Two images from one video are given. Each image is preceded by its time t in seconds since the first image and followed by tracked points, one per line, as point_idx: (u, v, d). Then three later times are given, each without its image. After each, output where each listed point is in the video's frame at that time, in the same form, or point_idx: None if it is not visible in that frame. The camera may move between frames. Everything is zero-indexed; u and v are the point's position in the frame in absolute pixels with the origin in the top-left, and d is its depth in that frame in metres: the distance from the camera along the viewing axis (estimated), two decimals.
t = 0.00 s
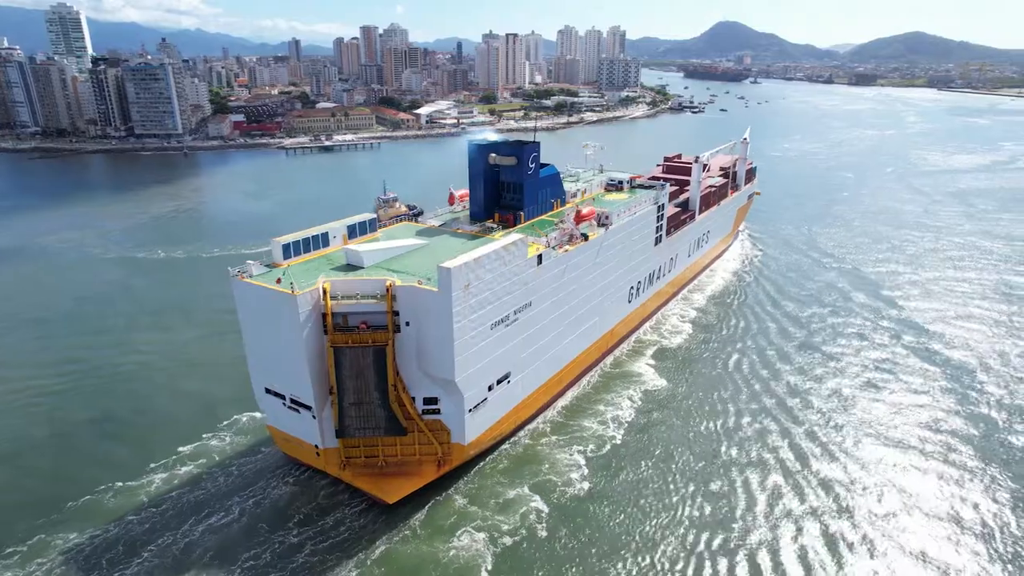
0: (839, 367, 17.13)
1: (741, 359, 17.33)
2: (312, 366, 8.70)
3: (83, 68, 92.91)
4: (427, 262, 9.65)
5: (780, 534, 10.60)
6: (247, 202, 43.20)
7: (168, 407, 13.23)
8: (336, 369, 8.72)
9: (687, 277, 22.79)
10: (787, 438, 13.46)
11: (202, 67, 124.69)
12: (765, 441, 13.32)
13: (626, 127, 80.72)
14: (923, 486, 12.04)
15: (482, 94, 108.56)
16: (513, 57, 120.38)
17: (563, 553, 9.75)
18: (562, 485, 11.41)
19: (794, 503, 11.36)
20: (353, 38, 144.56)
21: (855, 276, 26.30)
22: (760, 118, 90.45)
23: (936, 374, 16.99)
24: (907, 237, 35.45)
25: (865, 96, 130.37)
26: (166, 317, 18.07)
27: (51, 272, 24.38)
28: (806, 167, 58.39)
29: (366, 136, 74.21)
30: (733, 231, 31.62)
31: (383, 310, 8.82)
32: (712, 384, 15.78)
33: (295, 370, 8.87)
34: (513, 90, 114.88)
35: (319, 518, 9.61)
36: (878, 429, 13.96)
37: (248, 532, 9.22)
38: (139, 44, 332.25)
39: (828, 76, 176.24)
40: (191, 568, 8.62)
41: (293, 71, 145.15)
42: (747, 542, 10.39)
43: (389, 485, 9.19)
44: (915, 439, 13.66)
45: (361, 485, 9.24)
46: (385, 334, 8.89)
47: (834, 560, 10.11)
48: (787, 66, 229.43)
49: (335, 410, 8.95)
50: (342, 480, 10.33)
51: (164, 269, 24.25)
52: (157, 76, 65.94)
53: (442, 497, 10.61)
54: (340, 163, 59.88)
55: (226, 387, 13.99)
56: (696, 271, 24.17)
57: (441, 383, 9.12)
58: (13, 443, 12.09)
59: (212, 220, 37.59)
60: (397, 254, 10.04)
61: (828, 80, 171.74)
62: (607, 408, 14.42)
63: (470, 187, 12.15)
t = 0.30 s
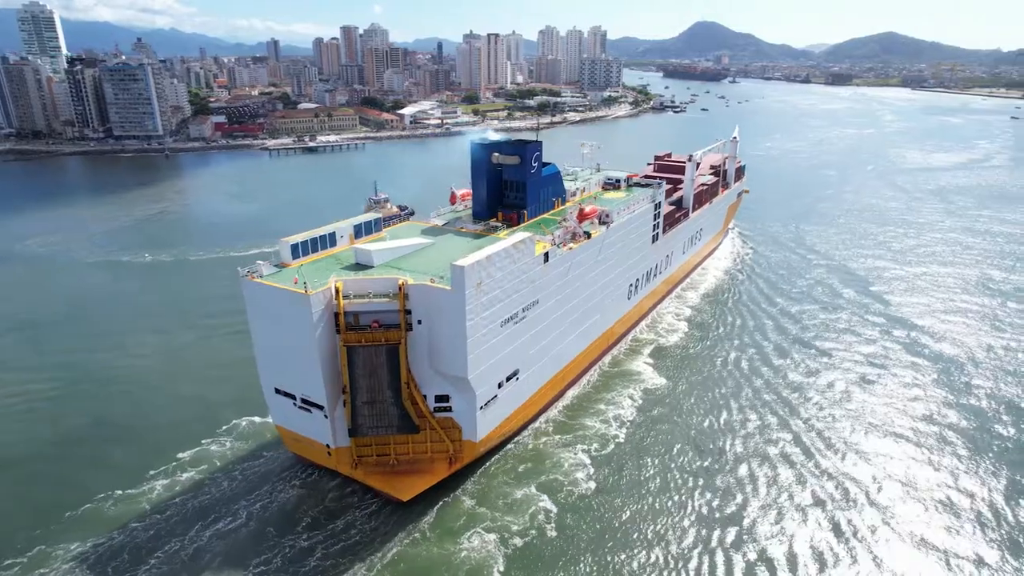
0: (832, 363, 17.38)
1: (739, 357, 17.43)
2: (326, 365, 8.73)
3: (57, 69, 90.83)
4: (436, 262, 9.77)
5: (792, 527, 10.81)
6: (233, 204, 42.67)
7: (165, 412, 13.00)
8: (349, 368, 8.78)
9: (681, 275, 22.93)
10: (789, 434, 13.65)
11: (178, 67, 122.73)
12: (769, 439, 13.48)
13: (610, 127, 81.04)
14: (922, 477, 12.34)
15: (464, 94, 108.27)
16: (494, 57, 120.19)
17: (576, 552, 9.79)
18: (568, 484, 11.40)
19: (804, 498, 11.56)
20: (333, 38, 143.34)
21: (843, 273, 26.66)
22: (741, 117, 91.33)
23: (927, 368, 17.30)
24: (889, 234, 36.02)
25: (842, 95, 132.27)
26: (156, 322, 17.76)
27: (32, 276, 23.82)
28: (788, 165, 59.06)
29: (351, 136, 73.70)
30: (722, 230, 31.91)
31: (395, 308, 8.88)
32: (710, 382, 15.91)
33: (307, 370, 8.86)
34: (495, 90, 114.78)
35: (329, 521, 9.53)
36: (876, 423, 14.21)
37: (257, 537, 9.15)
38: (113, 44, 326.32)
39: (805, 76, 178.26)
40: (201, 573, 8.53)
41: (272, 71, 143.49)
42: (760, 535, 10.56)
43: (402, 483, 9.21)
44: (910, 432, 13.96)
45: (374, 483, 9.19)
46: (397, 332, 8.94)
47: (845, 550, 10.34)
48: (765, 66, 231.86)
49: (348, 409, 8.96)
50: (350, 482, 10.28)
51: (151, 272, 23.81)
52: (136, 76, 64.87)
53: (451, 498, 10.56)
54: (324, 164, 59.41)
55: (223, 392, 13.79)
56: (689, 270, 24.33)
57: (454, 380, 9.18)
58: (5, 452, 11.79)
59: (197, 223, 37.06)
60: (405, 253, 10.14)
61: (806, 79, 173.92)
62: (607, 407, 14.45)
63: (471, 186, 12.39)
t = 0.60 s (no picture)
0: (826, 357, 17.64)
1: (737, 355, 17.55)
2: (338, 364, 8.80)
3: (29, 69, 88.70)
4: (444, 260, 9.90)
5: (799, 520, 10.96)
6: (217, 206, 42.06)
7: (162, 419, 12.79)
8: (361, 367, 8.92)
9: (674, 273, 23.12)
10: (789, 429, 13.85)
11: (154, 67, 120.74)
12: (769, 433, 13.64)
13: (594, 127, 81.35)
14: (922, 467, 12.62)
15: (446, 94, 107.85)
16: (476, 57, 119.99)
17: (589, 548, 9.87)
18: (575, 483, 11.42)
19: (808, 490, 11.77)
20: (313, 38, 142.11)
21: (830, 270, 27.01)
22: (723, 117, 92.27)
23: (917, 362, 17.61)
24: (871, 230, 36.62)
25: (819, 94, 134.15)
26: (148, 327, 17.45)
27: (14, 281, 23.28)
28: (771, 164, 59.75)
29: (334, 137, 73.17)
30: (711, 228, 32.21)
31: (407, 307, 8.97)
32: (707, 378, 16.05)
33: (318, 369, 8.92)
34: (478, 90, 114.68)
35: (337, 525, 9.47)
36: (873, 416, 14.47)
37: (266, 541, 9.10)
38: (86, 43, 320.13)
39: (783, 75, 180.27)
40: None
41: (251, 72, 141.83)
42: (767, 529, 10.68)
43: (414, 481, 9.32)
44: (906, 424, 14.24)
45: (386, 481, 9.35)
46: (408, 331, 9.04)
47: (854, 540, 10.52)
48: (743, 66, 234.18)
49: (359, 408, 9.10)
50: (358, 485, 10.27)
51: (138, 276, 23.42)
52: (115, 77, 63.77)
53: (457, 499, 10.50)
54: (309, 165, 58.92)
55: (223, 396, 13.64)
56: (681, 268, 24.53)
57: (464, 377, 9.33)
58: None
59: (181, 225, 36.53)
60: (412, 252, 10.26)
61: (783, 79, 175.90)
62: (608, 406, 14.50)
63: (473, 184, 12.61)
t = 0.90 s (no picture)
0: (821, 353, 17.84)
1: (735, 352, 17.66)
2: (350, 364, 8.95)
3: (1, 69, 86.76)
4: (452, 259, 10.09)
5: (803, 512, 11.11)
6: (202, 209, 41.48)
7: (160, 424, 12.58)
8: (374, 365, 9.16)
9: (667, 272, 23.26)
10: (790, 423, 13.98)
11: (130, 67, 118.56)
12: (770, 429, 13.73)
13: (578, 126, 81.53)
14: (923, 460, 12.79)
15: (429, 95, 107.40)
16: (458, 57, 119.64)
17: (602, 544, 9.93)
18: (581, 482, 11.42)
19: (811, 483, 11.95)
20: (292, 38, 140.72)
21: (819, 268, 27.32)
22: (705, 116, 92.97)
23: (912, 358, 17.81)
24: (855, 228, 37.10)
25: (798, 93, 135.70)
26: (140, 330, 17.16)
27: None
28: (754, 162, 60.30)
29: (318, 138, 72.59)
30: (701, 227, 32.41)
31: (418, 305, 9.15)
32: (707, 376, 16.13)
33: (330, 368, 9.05)
34: (461, 91, 114.35)
35: (347, 528, 9.39)
36: (870, 410, 14.67)
37: (277, 545, 9.03)
38: (58, 43, 313.80)
39: (762, 75, 182.20)
40: None
41: (229, 72, 140.01)
42: (774, 524, 10.76)
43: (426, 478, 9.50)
44: (903, 417, 14.42)
45: (399, 479, 9.50)
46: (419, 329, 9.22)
47: (863, 536, 10.60)
48: (723, 66, 236.21)
49: (372, 407, 9.31)
50: (366, 487, 10.21)
51: (125, 279, 23.01)
52: (93, 77, 62.65)
53: (466, 501, 10.45)
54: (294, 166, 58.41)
55: (221, 400, 13.47)
56: (674, 266, 24.68)
57: (475, 374, 9.53)
58: None
59: (165, 228, 36.00)
60: (420, 251, 10.42)
61: (762, 79, 177.83)
62: (610, 404, 14.55)
63: (475, 183, 12.84)
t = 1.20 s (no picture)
0: (816, 349, 18.06)
1: (732, 349, 17.83)
2: (363, 362, 9.09)
3: None
4: (459, 258, 10.27)
5: (809, 504, 11.24)
6: (187, 211, 40.90)
7: (158, 432, 12.40)
8: (386, 364, 9.26)
9: (661, 270, 23.41)
10: (790, 418, 14.14)
11: (105, 67, 116.40)
12: (770, 424, 13.85)
13: (563, 126, 81.72)
14: (923, 453, 12.99)
15: (411, 95, 107.02)
16: (440, 57, 119.26)
17: (613, 539, 10.03)
18: (589, 482, 11.40)
19: (814, 476, 12.05)
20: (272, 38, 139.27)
21: (807, 265, 27.65)
22: (688, 115, 93.67)
23: (905, 353, 18.07)
24: (839, 225, 37.57)
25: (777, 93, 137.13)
26: (133, 338, 16.91)
27: None
28: (738, 161, 60.84)
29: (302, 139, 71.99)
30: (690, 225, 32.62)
31: (429, 303, 9.31)
32: (706, 373, 16.24)
33: (342, 366, 9.16)
34: (444, 91, 114.05)
35: (357, 531, 9.32)
36: (866, 404, 14.88)
37: (287, 549, 8.98)
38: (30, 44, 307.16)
39: (740, 75, 184.09)
40: None
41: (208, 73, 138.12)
42: (783, 520, 10.79)
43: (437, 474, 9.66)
44: (899, 410, 14.65)
45: (410, 476, 9.69)
46: (430, 327, 9.37)
47: (870, 529, 10.69)
48: (702, 66, 237.72)
49: (383, 405, 9.44)
50: (375, 489, 10.19)
51: (112, 284, 22.64)
52: (70, 78, 61.53)
53: (475, 498, 10.50)
54: (278, 167, 57.87)
55: (220, 406, 13.31)
56: (666, 265, 24.82)
57: (486, 371, 9.71)
58: None
59: (149, 231, 35.46)
60: (427, 250, 10.58)
61: (741, 79, 179.72)
62: (612, 403, 14.59)
63: (478, 182, 13.05)
